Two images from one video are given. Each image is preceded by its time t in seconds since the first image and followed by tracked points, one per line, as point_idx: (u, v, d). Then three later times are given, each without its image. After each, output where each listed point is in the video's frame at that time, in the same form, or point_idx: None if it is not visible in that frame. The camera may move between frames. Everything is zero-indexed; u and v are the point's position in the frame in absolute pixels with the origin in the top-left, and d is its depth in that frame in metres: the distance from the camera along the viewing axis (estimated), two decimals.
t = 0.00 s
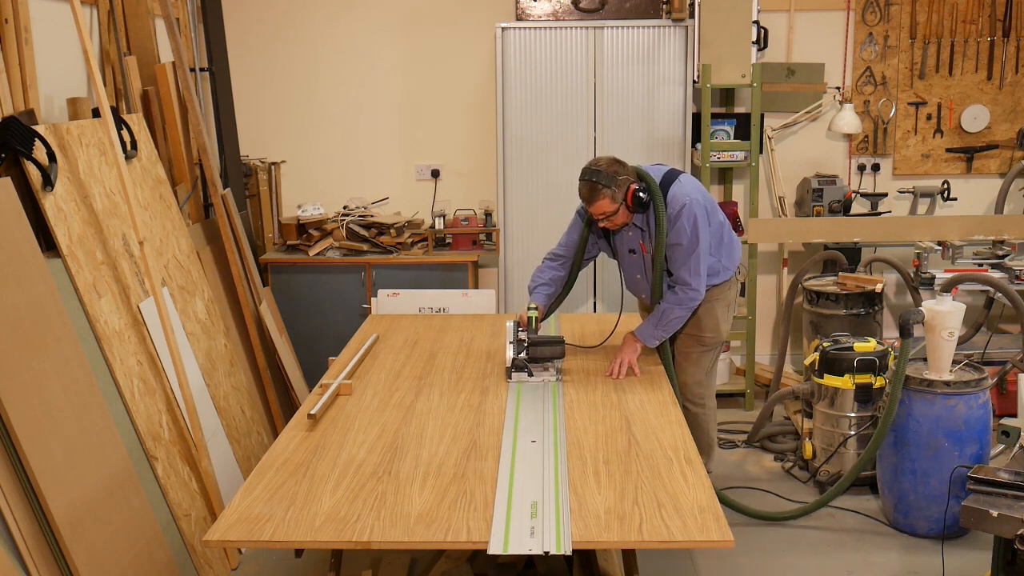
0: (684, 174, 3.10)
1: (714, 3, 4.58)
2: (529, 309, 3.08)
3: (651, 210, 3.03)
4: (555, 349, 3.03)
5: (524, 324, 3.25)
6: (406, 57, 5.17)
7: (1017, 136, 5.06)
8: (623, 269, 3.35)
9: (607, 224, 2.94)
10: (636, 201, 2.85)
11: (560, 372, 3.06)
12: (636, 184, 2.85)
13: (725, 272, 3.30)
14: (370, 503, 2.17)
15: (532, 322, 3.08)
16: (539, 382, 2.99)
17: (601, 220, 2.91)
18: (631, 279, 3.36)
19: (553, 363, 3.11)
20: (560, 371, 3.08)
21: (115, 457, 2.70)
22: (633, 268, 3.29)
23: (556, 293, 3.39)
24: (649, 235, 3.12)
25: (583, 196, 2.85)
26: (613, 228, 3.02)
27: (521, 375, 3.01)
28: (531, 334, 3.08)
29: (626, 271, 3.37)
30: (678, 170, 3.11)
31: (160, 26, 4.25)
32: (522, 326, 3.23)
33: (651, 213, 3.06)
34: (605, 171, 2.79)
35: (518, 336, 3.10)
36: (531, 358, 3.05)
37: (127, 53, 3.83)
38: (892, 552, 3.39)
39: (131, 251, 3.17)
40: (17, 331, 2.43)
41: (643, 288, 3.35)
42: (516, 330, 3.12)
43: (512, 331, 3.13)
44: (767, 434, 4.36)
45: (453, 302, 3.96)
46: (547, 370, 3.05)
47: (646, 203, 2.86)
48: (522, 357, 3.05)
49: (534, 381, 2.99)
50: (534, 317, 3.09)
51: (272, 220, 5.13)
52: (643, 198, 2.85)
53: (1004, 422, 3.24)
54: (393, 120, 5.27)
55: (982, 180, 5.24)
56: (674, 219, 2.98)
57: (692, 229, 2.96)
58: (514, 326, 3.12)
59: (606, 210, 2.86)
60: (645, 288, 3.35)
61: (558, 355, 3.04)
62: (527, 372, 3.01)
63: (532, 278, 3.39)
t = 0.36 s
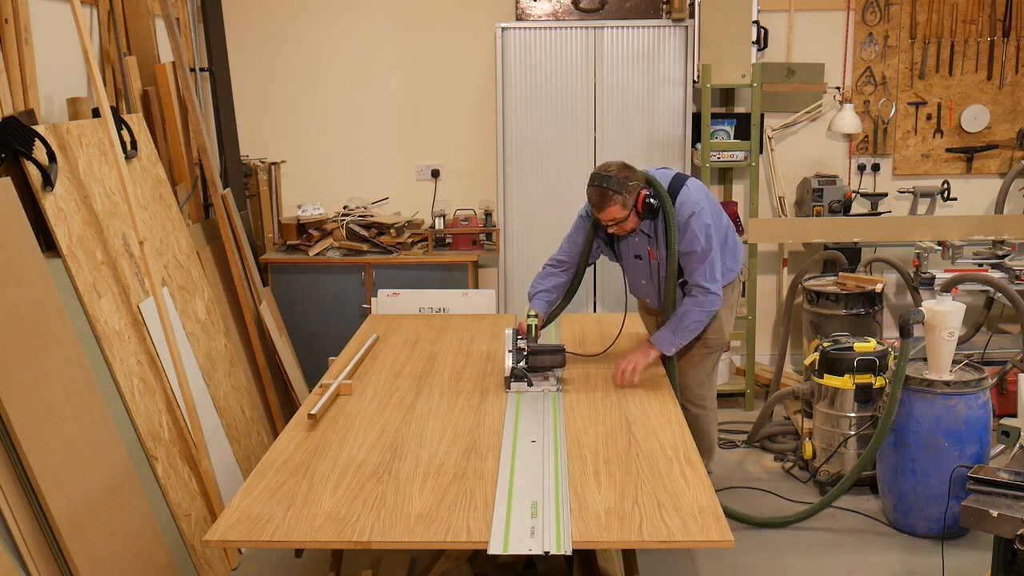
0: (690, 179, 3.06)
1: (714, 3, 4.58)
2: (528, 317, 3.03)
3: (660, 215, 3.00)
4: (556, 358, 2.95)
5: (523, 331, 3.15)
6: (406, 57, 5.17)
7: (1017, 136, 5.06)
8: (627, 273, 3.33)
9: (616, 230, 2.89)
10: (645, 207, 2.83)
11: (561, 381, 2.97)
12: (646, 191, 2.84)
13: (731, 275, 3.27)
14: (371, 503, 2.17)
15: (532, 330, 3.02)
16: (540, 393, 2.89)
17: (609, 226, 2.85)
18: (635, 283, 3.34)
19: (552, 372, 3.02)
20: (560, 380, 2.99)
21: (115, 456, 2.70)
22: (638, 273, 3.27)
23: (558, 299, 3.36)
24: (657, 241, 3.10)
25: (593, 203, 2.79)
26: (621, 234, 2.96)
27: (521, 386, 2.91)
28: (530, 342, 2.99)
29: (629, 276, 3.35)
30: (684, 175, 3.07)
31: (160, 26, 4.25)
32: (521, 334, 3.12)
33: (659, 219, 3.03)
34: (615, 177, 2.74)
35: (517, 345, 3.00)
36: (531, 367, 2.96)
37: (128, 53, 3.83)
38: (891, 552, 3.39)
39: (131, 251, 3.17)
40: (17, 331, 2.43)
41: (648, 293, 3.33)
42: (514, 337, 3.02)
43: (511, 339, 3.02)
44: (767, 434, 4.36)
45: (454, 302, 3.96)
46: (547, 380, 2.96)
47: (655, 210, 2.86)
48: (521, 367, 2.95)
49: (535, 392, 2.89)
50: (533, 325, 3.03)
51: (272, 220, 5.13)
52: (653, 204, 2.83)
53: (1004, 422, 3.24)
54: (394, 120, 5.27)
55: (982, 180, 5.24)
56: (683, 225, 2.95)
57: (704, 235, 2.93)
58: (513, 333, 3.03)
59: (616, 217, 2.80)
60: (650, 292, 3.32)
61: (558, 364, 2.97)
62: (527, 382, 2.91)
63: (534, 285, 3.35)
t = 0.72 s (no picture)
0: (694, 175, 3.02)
1: (714, 3, 4.58)
2: (528, 322, 2.97)
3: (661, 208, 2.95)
4: (557, 363, 2.90)
5: (522, 337, 3.12)
6: (406, 57, 5.18)
7: (1017, 136, 5.06)
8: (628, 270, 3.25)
9: (615, 220, 2.85)
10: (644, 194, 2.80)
11: (561, 387, 2.92)
12: (647, 179, 2.82)
13: (732, 279, 3.18)
14: (370, 503, 2.17)
15: (532, 334, 2.96)
16: (539, 399, 2.84)
17: (609, 214, 2.82)
18: (634, 281, 3.26)
19: (552, 378, 2.96)
20: (560, 386, 2.94)
21: (115, 457, 2.70)
22: (638, 270, 3.19)
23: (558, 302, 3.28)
24: (656, 236, 3.03)
25: (592, 186, 2.76)
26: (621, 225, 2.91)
27: (520, 391, 2.86)
28: (529, 346, 2.94)
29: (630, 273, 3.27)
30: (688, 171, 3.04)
31: (160, 26, 4.25)
32: (519, 338, 3.13)
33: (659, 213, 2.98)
34: (617, 161, 2.72)
35: (517, 350, 2.94)
36: (530, 372, 2.91)
37: (128, 53, 3.83)
38: (891, 552, 3.39)
39: (131, 251, 3.17)
40: (17, 331, 2.43)
41: (649, 291, 3.25)
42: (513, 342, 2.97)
43: (510, 344, 2.97)
44: (767, 434, 4.36)
45: (453, 302, 3.96)
46: (546, 385, 2.90)
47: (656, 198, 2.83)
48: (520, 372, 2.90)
49: (534, 397, 2.84)
50: (534, 329, 2.98)
51: (272, 220, 5.13)
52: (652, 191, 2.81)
53: (1004, 422, 3.24)
54: (394, 120, 5.27)
55: (982, 180, 5.24)
56: (683, 217, 2.89)
57: (701, 227, 2.86)
58: (512, 338, 2.98)
59: (615, 202, 2.77)
60: (651, 291, 3.25)
61: (559, 370, 2.91)
62: (526, 388, 2.86)
63: (534, 287, 3.27)
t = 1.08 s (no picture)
0: (694, 181, 2.76)
1: (714, 3, 4.57)
2: (528, 327, 2.88)
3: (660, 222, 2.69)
4: (557, 370, 2.79)
5: (519, 342, 2.97)
6: (406, 57, 5.18)
7: (1017, 136, 5.06)
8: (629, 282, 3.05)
9: (607, 237, 2.70)
10: (636, 211, 2.59)
11: (562, 395, 2.84)
12: (637, 195, 2.59)
13: (744, 294, 2.91)
14: (370, 504, 2.17)
15: (531, 341, 2.85)
16: (540, 407, 2.78)
17: (599, 233, 2.68)
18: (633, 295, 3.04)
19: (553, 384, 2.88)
20: (560, 393, 2.86)
21: (115, 456, 2.70)
22: (637, 284, 2.98)
23: (560, 308, 3.15)
24: (655, 248, 2.81)
25: (578, 205, 2.62)
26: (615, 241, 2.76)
27: (519, 399, 2.79)
28: (529, 353, 2.82)
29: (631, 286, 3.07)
30: (688, 178, 2.76)
31: (160, 26, 4.25)
32: (519, 344, 2.96)
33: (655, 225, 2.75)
34: (601, 182, 2.56)
35: (516, 356, 2.83)
36: (530, 380, 2.82)
37: (127, 53, 3.83)
38: (891, 552, 3.39)
39: (131, 251, 3.17)
40: (17, 331, 2.44)
41: (647, 307, 3.01)
42: (513, 347, 2.85)
43: (510, 350, 2.86)
44: (767, 434, 4.36)
45: (453, 302, 3.96)
46: (547, 393, 2.83)
47: (648, 215, 2.61)
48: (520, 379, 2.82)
49: (534, 405, 2.78)
50: (533, 335, 2.86)
51: (272, 220, 5.13)
52: (644, 208, 2.60)
53: (1004, 422, 3.24)
54: (394, 121, 5.27)
55: (982, 180, 5.24)
56: (679, 234, 2.67)
57: (700, 246, 2.63)
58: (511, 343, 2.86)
59: (603, 223, 2.62)
60: (650, 307, 3.01)
61: (559, 377, 2.80)
62: (525, 396, 2.80)
63: (535, 291, 3.16)
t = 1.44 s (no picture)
0: (697, 187, 2.70)
1: (714, 3, 4.57)
2: (528, 335, 2.79)
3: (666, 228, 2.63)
4: (557, 379, 2.74)
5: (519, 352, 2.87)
6: (406, 57, 5.17)
7: (1017, 136, 5.06)
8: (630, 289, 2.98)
9: (612, 243, 2.63)
10: (642, 216, 2.52)
11: (562, 404, 2.76)
12: (643, 199, 2.52)
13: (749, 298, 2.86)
14: (370, 504, 2.17)
15: (531, 348, 2.78)
16: (540, 418, 2.69)
17: (603, 239, 2.60)
18: (634, 302, 2.98)
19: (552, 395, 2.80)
20: (561, 403, 2.77)
21: (115, 457, 2.70)
22: (639, 291, 2.91)
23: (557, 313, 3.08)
24: (659, 255, 2.75)
25: (582, 210, 2.54)
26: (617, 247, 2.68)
27: (519, 410, 2.72)
28: (529, 362, 2.76)
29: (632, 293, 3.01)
30: (691, 183, 2.71)
31: (160, 26, 4.25)
32: (518, 353, 2.82)
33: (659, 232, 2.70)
34: (606, 185, 2.49)
35: (514, 365, 2.77)
36: (530, 389, 2.76)
37: (128, 53, 3.83)
38: (891, 552, 3.39)
39: (131, 251, 3.17)
40: (17, 331, 2.44)
41: (650, 313, 2.95)
42: (512, 356, 2.78)
43: (508, 359, 2.80)
44: (767, 434, 4.36)
45: (453, 302, 3.96)
46: (547, 403, 2.75)
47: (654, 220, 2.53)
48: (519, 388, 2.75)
49: (534, 416, 2.70)
50: (533, 344, 2.78)
51: (272, 220, 5.13)
52: (651, 213, 2.52)
53: (1003, 422, 3.23)
54: (394, 121, 5.27)
55: (982, 180, 5.24)
56: (685, 241, 2.61)
57: (710, 254, 2.56)
58: (510, 352, 2.80)
59: (608, 228, 2.55)
60: (653, 313, 2.95)
61: (559, 387, 2.75)
62: (525, 406, 2.72)
63: (532, 297, 3.08)
